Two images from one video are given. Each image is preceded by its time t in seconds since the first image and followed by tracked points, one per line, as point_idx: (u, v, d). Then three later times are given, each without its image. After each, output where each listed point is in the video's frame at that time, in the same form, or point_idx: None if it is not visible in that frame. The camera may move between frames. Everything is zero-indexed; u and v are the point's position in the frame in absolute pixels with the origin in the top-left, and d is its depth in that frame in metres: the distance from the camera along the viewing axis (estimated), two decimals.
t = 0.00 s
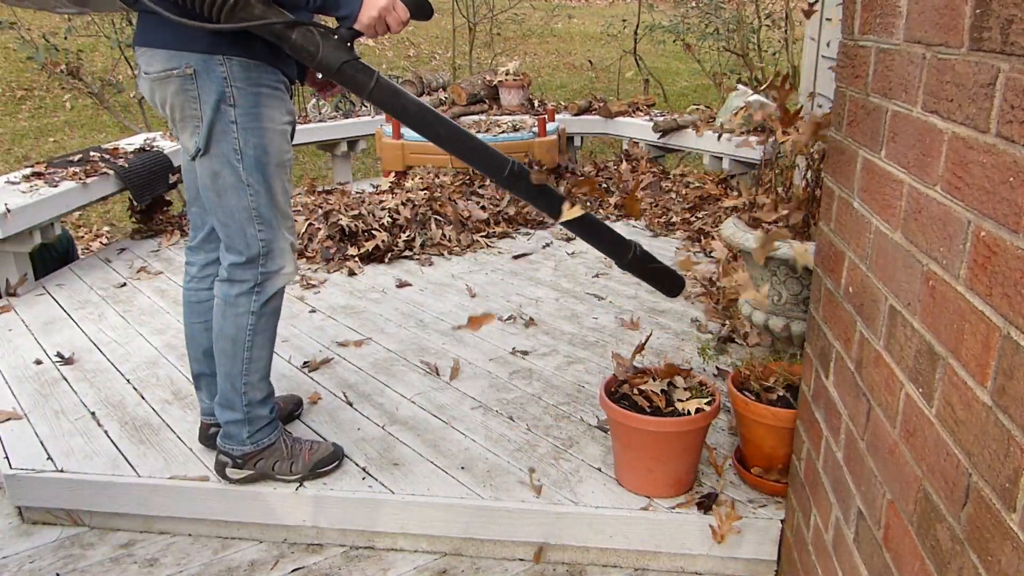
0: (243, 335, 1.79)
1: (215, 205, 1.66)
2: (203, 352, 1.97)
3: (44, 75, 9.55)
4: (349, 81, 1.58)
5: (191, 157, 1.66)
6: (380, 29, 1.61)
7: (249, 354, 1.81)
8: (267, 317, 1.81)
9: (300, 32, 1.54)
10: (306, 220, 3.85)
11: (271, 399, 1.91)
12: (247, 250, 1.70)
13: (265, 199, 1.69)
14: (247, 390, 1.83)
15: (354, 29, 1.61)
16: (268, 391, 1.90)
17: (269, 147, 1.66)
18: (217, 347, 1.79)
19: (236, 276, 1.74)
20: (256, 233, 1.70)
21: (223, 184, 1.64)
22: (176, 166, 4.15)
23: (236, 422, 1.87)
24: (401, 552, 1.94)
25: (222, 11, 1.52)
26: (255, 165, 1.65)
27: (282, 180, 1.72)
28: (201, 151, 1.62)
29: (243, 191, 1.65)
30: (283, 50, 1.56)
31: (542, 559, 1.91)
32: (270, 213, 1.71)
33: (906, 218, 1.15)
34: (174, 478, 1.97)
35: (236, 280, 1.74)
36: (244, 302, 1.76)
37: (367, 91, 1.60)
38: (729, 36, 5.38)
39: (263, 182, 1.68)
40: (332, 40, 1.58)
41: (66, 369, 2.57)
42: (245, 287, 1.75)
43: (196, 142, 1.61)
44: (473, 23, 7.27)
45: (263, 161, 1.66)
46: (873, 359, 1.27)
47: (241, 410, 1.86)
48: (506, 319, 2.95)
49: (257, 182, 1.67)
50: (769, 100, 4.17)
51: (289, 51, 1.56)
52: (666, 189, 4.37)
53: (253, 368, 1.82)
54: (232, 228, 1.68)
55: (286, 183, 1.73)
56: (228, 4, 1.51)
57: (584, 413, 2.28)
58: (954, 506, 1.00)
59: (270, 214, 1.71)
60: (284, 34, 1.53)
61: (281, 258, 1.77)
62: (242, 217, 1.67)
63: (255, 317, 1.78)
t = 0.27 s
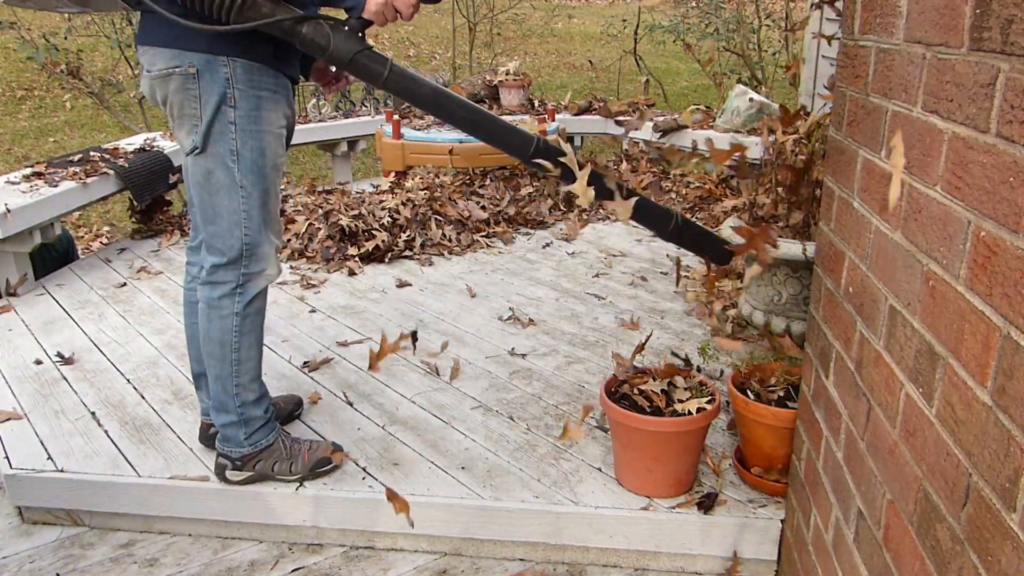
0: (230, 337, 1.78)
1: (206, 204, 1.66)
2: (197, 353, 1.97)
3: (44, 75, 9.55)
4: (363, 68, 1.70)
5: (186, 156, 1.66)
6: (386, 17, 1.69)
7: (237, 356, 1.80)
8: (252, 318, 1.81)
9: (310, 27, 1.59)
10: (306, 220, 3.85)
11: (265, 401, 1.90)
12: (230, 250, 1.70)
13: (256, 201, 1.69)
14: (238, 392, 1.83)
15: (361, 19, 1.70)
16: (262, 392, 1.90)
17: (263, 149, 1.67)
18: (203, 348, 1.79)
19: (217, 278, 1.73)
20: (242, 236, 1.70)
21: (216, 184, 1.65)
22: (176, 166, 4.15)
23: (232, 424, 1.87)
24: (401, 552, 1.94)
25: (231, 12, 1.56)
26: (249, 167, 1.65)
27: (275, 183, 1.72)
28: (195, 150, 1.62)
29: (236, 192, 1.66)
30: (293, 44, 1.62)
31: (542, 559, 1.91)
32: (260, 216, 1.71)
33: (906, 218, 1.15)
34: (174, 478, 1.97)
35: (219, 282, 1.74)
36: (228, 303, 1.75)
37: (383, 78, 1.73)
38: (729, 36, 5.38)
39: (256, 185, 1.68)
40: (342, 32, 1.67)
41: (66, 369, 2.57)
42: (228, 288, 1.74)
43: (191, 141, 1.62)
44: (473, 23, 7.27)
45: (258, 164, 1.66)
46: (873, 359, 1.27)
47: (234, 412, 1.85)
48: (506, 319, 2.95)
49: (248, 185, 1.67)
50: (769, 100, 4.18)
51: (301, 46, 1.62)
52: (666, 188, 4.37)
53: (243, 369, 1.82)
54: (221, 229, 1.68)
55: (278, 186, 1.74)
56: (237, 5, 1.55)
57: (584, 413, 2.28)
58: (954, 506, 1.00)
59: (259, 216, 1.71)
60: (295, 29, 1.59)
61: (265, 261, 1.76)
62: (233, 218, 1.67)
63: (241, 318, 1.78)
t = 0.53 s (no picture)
0: (229, 338, 1.78)
1: (205, 205, 1.67)
2: (197, 354, 1.97)
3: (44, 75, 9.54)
4: (373, 56, 1.71)
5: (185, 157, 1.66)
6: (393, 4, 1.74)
7: (236, 357, 1.80)
8: (251, 319, 1.80)
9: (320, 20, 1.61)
10: (306, 220, 3.85)
11: (264, 402, 1.90)
12: (227, 251, 1.70)
13: (256, 202, 1.69)
14: (238, 393, 1.83)
15: (367, 8, 1.73)
16: (261, 393, 1.90)
17: (262, 150, 1.67)
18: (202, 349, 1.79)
19: (216, 279, 1.73)
20: (240, 237, 1.70)
21: (216, 185, 1.65)
22: (176, 166, 4.15)
23: (231, 425, 1.87)
24: (401, 552, 1.95)
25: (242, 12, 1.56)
26: (249, 168, 1.65)
27: (275, 184, 1.72)
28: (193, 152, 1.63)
29: (235, 193, 1.66)
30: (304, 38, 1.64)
31: (542, 559, 1.91)
32: (258, 217, 1.71)
33: (906, 218, 1.15)
34: (174, 478, 1.97)
35: (216, 283, 1.74)
36: (227, 304, 1.75)
37: (392, 64, 1.73)
38: (729, 36, 5.38)
39: (256, 186, 1.68)
40: (351, 22, 1.68)
41: (66, 369, 2.57)
42: (226, 289, 1.74)
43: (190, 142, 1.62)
44: (473, 23, 7.27)
45: (257, 166, 1.67)
46: (873, 360, 1.27)
47: (234, 413, 1.85)
48: (506, 319, 2.95)
49: (247, 186, 1.67)
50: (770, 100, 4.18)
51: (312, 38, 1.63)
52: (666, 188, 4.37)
53: (243, 370, 1.82)
54: (219, 229, 1.68)
55: (278, 188, 1.74)
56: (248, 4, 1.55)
57: (584, 413, 2.28)
58: (954, 506, 1.00)
59: (258, 218, 1.71)
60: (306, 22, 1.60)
61: (264, 262, 1.77)
62: (232, 219, 1.68)
63: (240, 319, 1.78)
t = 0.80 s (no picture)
0: (231, 340, 1.78)
1: (210, 206, 1.67)
2: (197, 354, 1.97)
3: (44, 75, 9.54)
4: (382, 57, 1.66)
5: (189, 158, 1.66)
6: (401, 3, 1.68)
7: (238, 358, 1.80)
8: (253, 321, 1.80)
9: (327, 19, 1.59)
10: (306, 220, 3.85)
11: (265, 402, 1.90)
12: (231, 252, 1.70)
13: (261, 205, 1.70)
14: (239, 394, 1.83)
15: (375, 8, 1.69)
16: (262, 394, 1.90)
17: (267, 152, 1.67)
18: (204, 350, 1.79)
19: (220, 280, 1.73)
20: (244, 239, 1.70)
21: (221, 186, 1.65)
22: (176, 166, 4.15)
23: (232, 425, 1.87)
24: (401, 552, 1.95)
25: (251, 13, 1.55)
26: (254, 170, 1.66)
27: (279, 187, 1.73)
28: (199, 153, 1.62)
29: (240, 195, 1.66)
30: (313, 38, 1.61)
31: (542, 559, 1.91)
32: (263, 219, 1.72)
33: (906, 218, 1.15)
34: (175, 477, 1.97)
35: (219, 285, 1.74)
36: (229, 306, 1.75)
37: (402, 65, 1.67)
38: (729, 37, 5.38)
39: (260, 188, 1.69)
40: (360, 21, 1.65)
41: (66, 369, 2.57)
42: (229, 291, 1.74)
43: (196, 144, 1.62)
44: (473, 23, 7.27)
45: (263, 168, 1.67)
46: (873, 359, 1.28)
47: (234, 414, 1.85)
48: (506, 319, 2.95)
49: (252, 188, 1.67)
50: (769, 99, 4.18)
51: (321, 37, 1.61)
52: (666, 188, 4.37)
53: (244, 372, 1.82)
54: (224, 231, 1.68)
55: (282, 191, 1.74)
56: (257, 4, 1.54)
57: (584, 413, 2.28)
58: (954, 506, 1.00)
59: (262, 220, 1.72)
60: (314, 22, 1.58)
61: (268, 264, 1.77)
62: (236, 221, 1.68)
63: (242, 321, 1.78)
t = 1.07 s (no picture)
0: (233, 342, 1.78)
1: (215, 207, 1.66)
2: (197, 354, 1.97)
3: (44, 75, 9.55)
4: (393, 53, 1.66)
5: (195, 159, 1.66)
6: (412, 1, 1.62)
7: (240, 359, 1.80)
8: (255, 323, 1.80)
9: (339, 17, 1.57)
10: (306, 220, 3.85)
11: (265, 403, 1.90)
12: (234, 253, 1.70)
13: (266, 206, 1.70)
14: (240, 394, 1.83)
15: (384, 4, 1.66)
16: (263, 394, 1.90)
17: (273, 153, 1.67)
18: (206, 351, 1.78)
19: (223, 281, 1.73)
20: (249, 241, 1.70)
21: (226, 187, 1.65)
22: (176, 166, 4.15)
23: (232, 426, 1.87)
24: (401, 552, 1.95)
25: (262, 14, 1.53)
26: (260, 172, 1.66)
27: (284, 188, 1.73)
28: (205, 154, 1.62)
29: (245, 196, 1.66)
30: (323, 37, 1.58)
31: (542, 559, 1.91)
32: (268, 221, 1.72)
33: (907, 218, 1.15)
34: (175, 477, 1.97)
35: (222, 286, 1.74)
36: (232, 307, 1.75)
37: (412, 60, 1.69)
38: (729, 37, 5.39)
39: (266, 190, 1.69)
40: (369, 18, 1.63)
41: (66, 369, 2.57)
42: (232, 292, 1.74)
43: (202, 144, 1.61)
44: (472, 23, 7.27)
45: (269, 169, 1.67)
46: (873, 359, 1.28)
47: (235, 415, 1.85)
48: (506, 319, 2.95)
49: (258, 190, 1.67)
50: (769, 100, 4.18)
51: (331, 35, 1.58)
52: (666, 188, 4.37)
53: (245, 373, 1.82)
54: (228, 232, 1.69)
55: (287, 192, 1.74)
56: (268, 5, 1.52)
57: (584, 413, 2.28)
58: (954, 506, 1.00)
59: (267, 221, 1.72)
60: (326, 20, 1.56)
61: (271, 266, 1.77)
62: (241, 222, 1.68)
63: (244, 322, 1.78)
